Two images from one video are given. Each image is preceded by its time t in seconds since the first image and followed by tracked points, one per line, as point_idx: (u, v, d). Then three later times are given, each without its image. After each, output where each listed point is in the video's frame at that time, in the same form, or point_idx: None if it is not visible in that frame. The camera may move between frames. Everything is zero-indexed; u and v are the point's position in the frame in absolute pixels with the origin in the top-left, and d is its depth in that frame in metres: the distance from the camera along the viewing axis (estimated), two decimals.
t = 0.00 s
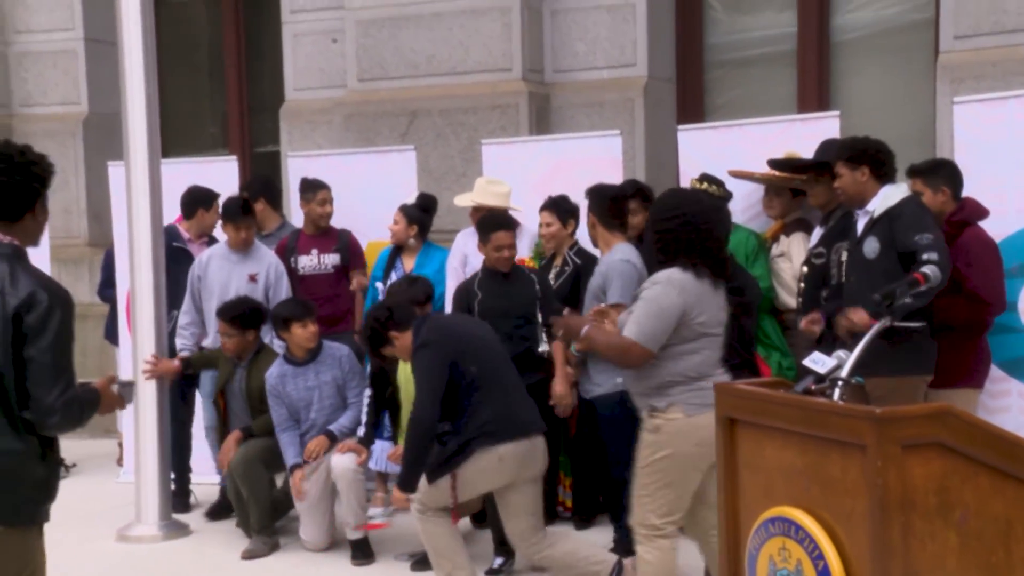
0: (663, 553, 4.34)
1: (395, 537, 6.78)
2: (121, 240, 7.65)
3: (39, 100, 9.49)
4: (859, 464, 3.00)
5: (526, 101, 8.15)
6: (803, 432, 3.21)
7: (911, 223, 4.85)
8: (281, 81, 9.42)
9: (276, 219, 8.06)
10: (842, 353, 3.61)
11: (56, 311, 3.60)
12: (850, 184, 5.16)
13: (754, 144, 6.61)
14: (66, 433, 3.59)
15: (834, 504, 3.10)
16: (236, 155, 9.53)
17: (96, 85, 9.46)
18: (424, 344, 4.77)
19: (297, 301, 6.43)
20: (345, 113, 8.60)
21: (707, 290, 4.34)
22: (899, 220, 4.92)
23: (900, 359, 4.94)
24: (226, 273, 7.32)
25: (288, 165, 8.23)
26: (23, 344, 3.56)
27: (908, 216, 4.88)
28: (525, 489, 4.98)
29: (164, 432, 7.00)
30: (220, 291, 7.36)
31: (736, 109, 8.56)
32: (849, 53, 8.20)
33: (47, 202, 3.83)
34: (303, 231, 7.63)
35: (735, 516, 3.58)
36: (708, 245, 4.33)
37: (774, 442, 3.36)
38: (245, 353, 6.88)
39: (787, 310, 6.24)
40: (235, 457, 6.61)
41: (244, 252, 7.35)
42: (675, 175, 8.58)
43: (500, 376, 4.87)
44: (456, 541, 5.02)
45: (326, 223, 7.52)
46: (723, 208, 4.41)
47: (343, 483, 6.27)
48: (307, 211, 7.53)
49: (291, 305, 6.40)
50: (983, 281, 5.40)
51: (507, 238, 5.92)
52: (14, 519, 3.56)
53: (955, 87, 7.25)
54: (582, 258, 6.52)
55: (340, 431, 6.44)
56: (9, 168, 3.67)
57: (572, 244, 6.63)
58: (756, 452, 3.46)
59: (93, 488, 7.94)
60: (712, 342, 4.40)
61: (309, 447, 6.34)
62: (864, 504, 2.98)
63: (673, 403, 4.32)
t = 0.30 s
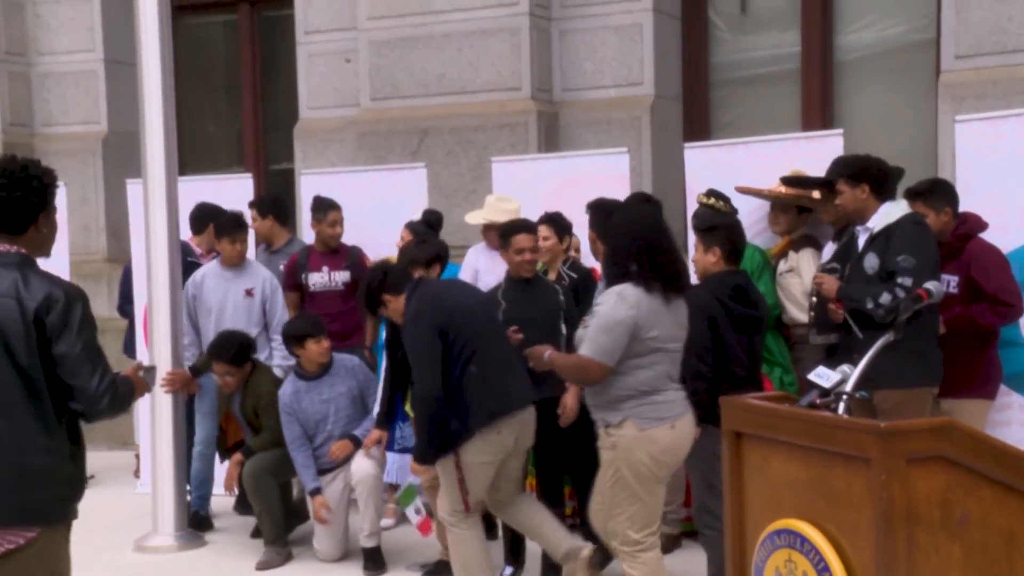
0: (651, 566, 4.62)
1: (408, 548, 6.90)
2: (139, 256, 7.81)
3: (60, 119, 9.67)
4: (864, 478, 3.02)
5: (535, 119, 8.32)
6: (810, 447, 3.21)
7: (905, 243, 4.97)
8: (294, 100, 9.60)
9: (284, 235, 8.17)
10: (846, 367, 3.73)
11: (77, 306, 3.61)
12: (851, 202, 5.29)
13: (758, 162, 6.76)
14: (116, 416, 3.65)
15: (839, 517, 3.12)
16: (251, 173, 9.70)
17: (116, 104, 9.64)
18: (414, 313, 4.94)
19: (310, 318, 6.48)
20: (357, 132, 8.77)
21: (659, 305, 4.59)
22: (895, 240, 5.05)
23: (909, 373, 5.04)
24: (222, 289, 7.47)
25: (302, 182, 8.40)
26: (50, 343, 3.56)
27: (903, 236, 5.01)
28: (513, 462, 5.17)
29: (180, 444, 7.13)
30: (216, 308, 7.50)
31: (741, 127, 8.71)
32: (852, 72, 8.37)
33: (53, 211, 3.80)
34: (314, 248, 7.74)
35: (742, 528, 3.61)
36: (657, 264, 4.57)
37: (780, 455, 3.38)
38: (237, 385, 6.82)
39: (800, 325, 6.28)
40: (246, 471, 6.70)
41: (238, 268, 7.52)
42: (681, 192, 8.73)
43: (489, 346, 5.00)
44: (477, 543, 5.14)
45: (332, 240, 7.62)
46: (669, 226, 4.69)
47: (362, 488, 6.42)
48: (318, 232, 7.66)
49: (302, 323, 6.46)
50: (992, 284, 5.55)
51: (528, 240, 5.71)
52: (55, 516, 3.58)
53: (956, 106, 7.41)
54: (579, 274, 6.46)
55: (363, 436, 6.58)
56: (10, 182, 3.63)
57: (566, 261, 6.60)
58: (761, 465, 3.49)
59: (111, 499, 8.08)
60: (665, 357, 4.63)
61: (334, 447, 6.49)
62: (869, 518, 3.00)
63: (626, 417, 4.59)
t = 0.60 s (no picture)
0: None
1: (419, 560, 7.01)
2: (155, 273, 7.96)
3: (79, 140, 9.85)
4: (868, 492, 3.14)
5: (543, 139, 8.47)
6: (816, 462, 3.33)
7: (907, 262, 5.13)
8: (307, 121, 9.77)
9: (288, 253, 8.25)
10: (850, 384, 3.85)
11: (86, 312, 3.73)
12: (851, 222, 5.41)
13: (763, 180, 6.91)
14: (120, 423, 3.69)
15: (843, 531, 3.24)
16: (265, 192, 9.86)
17: (133, 124, 9.82)
18: (419, 316, 5.11)
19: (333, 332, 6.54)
20: (369, 151, 8.92)
21: (615, 326, 4.75)
22: (898, 257, 5.21)
23: (915, 386, 5.17)
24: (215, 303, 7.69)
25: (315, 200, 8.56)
26: (60, 347, 3.67)
27: (906, 253, 5.17)
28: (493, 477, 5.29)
29: (194, 457, 7.25)
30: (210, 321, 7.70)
31: (745, 147, 8.87)
32: (854, 93, 8.54)
33: (58, 227, 3.89)
34: (326, 266, 7.81)
35: (748, 542, 3.72)
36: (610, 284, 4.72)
37: (785, 470, 3.50)
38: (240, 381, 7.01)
39: (811, 341, 6.37)
40: (259, 482, 6.77)
41: (228, 284, 7.74)
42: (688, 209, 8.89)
43: (486, 360, 5.17)
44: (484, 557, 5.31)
45: (343, 260, 7.69)
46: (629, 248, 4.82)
47: (375, 501, 6.56)
48: (329, 253, 7.73)
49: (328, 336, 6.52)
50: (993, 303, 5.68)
51: (547, 251, 5.83)
52: (71, 521, 3.67)
53: (957, 125, 7.55)
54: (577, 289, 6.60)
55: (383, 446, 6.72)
56: (7, 208, 3.73)
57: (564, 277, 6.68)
58: (767, 480, 3.60)
59: (127, 512, 8.21)
60: (624, 374, 4.80)
61: (354, 457, 6.61)
62: (873, 532, 3.11)
63: (581, 436, 4.79)
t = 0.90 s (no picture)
0: None
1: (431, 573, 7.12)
2: (170, 290, 8.12)
3: (98, 160, 10.03)
4: (872, 506, 3.27)
5: (550, 159, 8.63)
6: (820, 477, 3.46)
7: (917, 284, 5.26)
8: (319, 141, 9.95)
9: (296, 269, 8.25)
10: (853, 400, 3.98)
11: (116, 341, 3.78)
12: (859, 238, 5.58)
13: (766, 199, 7.07)
14: (135, 452, 3.75)
15: (848, 544, 3.37)
16: (277, 211, 10.03)
17: (150, 144, 10.00)
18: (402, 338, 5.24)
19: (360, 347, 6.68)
20: (379, 171, 9.09)
21: (579, 339, 4.94)
22: (908, 278, 5.33)
23: (922, 403, 5.29)
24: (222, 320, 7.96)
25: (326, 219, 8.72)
26: (88, 373, 3.75)
27: (916, 276, 5.29)
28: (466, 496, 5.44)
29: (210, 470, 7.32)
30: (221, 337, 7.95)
31: (749, 167, 9.04)
32: (855, 114, 8.71)
33: (108, 247, 4.03)
34: (337, 284, 7.89)
35: (752, 556, 3.86)
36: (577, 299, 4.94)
37: (790, 485, 3.63)
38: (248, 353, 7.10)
39: (813, 356, 6.52)
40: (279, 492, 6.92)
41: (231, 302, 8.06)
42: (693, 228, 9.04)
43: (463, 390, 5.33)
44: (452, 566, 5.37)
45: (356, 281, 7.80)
46: (592, 265, 5.05)
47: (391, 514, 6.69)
48: (340, 272, 7.84)
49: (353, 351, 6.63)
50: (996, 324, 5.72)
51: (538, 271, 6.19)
52: (94, 540, 3.76)
53: (956, 146, 7.71)
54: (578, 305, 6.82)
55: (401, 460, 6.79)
56: (58, 228, 3.89)
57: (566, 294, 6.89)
58: (771, 495, 3.73)
59: (142, 526, 8.34)
60: (586, 385, 4.97)
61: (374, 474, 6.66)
62: (878, 545, 3.24)
63: (546, 446, 4.93)
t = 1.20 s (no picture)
0: None
1: None
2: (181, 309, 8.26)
3: (111, 182, 10.20)
4: (872, 523, 3.40)
5: (554, 180, 8.78)
6: (821, 494, 3.59)
7: (938, 311, 5.09)
8: (328, 162, 10.12)
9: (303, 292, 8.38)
10: (853, 419, 4.10)
11: (171, 369, 3.66)
12: (877, 255, 5.46)
13: (766, 220, 7.23)
14: (184, 481, 3.64)
15: (849, 560, 3.50)
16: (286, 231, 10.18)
17: (162, 166, 10.17)
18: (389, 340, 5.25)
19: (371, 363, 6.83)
20: (387, 192, 9.24)
21: (542, 362, 5.11)
22: (926, 302, 5.17)
23: (927, 428, 5.16)
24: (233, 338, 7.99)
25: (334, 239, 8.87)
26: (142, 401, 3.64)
27: (937, 302, 5.12)
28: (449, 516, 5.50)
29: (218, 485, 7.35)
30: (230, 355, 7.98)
31: (749, 188, 9.20)
32: (853, 137, 8.88)
33: (176, 270, 3.88)
34: (354, 308, 7.91)
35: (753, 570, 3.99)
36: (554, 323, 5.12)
37: (791, 502, 3.76)
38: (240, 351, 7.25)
39: (813, 375, 6.66)
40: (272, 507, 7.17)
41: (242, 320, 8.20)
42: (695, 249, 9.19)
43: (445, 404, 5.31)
44: None
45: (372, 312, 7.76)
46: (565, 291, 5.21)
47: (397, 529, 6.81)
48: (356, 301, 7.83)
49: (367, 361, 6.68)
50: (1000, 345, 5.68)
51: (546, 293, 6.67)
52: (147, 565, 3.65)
53: (953, 167, 7.86)
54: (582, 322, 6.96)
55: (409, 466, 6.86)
56: (129, 251, 3.77)
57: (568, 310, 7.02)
58: (773, 512, 3.86)
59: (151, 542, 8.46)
60: (547, 408, 5.13)
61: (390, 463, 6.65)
62: (879, 561, 3.37)
63: (505, 465, 5.12)
